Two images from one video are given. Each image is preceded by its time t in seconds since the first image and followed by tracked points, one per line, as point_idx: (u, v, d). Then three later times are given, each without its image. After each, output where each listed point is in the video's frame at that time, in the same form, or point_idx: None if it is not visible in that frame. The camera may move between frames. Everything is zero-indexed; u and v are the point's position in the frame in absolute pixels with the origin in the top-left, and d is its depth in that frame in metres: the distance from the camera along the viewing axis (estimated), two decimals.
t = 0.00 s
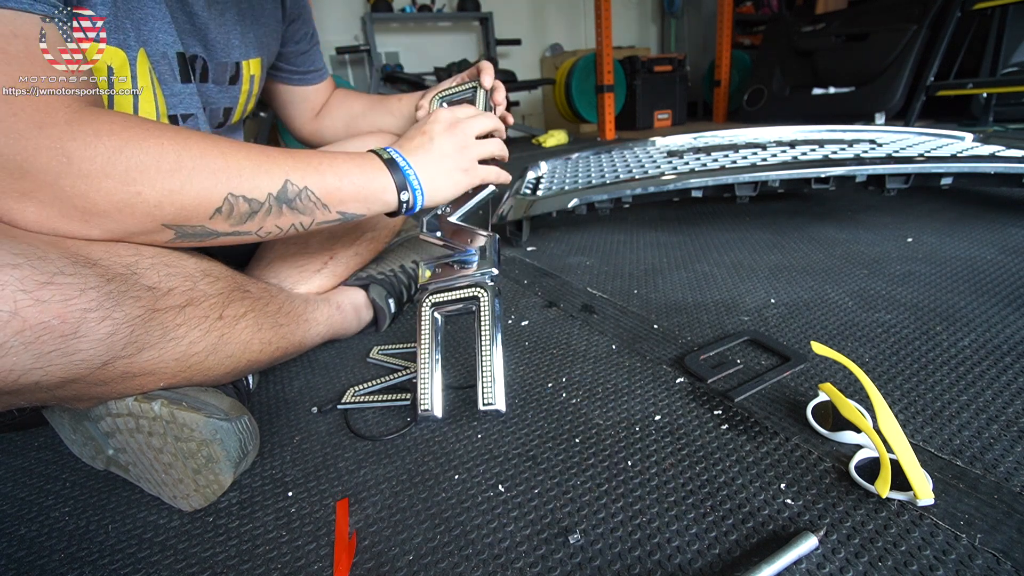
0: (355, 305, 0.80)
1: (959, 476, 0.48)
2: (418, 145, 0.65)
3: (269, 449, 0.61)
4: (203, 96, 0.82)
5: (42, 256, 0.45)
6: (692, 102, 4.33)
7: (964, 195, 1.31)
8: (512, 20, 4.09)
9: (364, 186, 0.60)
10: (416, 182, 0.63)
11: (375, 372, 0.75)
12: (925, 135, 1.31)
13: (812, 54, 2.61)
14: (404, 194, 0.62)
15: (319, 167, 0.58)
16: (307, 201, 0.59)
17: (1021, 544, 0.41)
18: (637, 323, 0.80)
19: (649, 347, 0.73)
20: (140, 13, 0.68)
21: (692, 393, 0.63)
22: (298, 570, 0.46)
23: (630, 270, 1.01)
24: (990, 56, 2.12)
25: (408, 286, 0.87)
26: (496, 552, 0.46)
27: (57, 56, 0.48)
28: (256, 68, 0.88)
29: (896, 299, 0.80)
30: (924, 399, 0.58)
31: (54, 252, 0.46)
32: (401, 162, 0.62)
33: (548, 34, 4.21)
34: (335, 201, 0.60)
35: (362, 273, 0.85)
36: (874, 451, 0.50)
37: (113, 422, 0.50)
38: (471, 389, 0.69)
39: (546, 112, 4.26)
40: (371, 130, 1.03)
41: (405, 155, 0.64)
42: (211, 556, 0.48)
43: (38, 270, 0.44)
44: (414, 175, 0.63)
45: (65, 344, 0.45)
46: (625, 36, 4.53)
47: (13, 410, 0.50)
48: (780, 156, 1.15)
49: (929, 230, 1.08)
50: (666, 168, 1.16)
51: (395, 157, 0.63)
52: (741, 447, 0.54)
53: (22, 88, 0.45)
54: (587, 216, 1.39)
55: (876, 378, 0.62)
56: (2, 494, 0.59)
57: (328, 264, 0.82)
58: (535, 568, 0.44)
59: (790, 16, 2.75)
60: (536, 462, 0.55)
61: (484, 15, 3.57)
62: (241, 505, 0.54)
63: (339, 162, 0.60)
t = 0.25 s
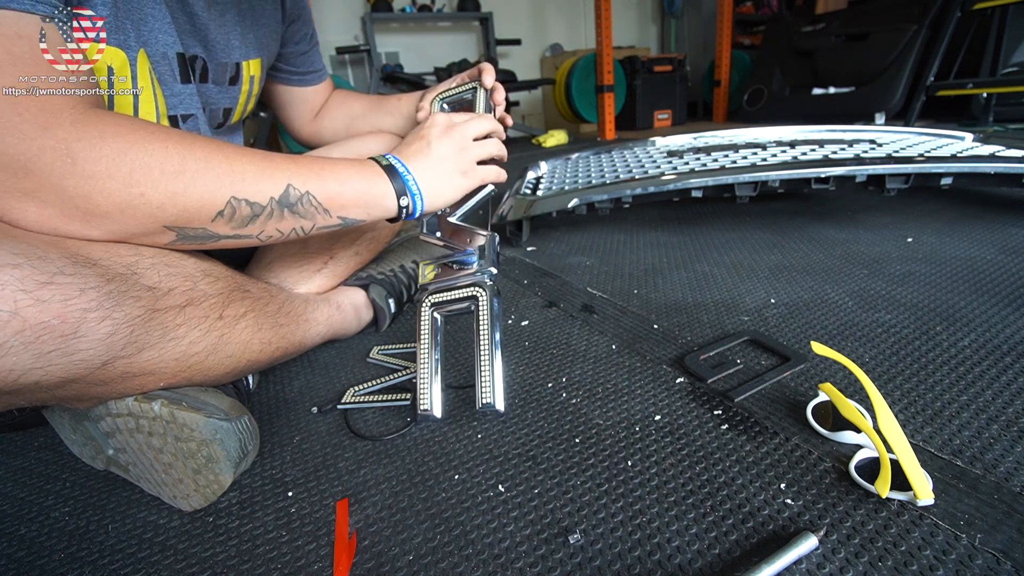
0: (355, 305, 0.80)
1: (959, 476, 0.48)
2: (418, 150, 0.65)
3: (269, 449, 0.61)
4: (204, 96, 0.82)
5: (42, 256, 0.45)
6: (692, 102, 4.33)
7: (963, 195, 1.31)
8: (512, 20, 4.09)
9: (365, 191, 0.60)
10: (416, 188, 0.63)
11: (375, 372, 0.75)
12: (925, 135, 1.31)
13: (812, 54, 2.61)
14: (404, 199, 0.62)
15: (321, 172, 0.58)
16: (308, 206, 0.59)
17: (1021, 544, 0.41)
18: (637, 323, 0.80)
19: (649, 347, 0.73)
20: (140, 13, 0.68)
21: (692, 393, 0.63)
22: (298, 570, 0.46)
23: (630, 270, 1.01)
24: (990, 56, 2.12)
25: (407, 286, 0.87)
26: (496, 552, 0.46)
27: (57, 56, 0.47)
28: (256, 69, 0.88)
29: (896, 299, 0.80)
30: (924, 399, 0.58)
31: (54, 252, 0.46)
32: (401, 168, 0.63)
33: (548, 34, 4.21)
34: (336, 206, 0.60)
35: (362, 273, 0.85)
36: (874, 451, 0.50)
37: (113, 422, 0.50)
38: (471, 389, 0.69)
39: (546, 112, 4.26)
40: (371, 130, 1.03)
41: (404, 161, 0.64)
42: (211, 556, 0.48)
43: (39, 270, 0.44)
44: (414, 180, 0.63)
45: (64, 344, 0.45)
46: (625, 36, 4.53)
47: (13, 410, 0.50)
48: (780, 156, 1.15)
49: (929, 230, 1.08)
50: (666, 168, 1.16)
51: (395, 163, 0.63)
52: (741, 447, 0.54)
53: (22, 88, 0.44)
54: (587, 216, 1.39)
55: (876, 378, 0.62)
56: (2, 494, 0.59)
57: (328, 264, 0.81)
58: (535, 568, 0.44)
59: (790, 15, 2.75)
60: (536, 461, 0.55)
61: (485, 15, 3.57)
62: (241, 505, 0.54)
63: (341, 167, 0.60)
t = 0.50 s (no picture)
0: (355, 305, 0.80)
1: (959, 476, 0.48)
2: (418, 154, 0.65)
3: (269, 449, 0.61)
4: (203, 95, 0.82)
5: (43, 256, 0.45)
6: (692, 102, 4.33)
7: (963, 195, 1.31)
8: (512, 20, 4.09)
9: (366, 194, 0.60)
10: (417, 191, 0.63)
11: (375, 372, 0.75)
12: (925, 135, 1.31)
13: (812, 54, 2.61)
14: (405, 202, 0.62)
15: (324, 175, 0.58)
16: (310, 208, 0.59)
17: (1021, 543, 0.41)
18: (637, 323, 0.80)
19: (649, 347, 0.73)
20: (140, 13, 0.68)
21: (692, 393, 0.63)
22: (298, 570, 0.46)
23: (630, 270, 1.01)
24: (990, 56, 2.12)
25: (407, 287, 0.87)
26: (496, 552, 0.46)
27: (57, 56, 0.47)
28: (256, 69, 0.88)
29: (896, 299, 0.80)
30: (924, 399, 0.58)
31: (54, 252, 0.46)
32: (402, 172, 0.63)
33: (548, 34, 4.21)
34: (338, 208, 0.60)
35: (362, 273, 0.85)
36: (874, 451, 0.50)
37: (113, 422, 0.50)
38: (471, 389, 0.69)
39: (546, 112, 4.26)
40: (372, 130, 1.03)
41: (406, 164, 0.64)
42: (211, 556, 0.48)
43: (39, 270, 0.44)
44: (415, 184, 0.63)
45: (64, 344, 0.45)
46: (625, 36, 4.53)
47: (13, 410, 0.50)
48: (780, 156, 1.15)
49: (929, 230, 1.08)
50: (666, 168, 1.16)
51: (396, 166, 0.63)
52: (741, 446, 0.54)
53: (23, 88, 0.44)
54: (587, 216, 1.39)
55: (876, 378, 0.62)
56: (2, 494, 0.59)
57: (328, 264, 0.82)
58: (535, 568, 0.44)
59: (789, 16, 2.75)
60: (536, 461, 0.55)
61: (485, 15, 3.57)
62: (241, 505, 0.54)
63: (343, 170, 0.60)
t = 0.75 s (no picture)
0: (355, 305, 0.80)
1: (959, 476, 0.48)
2: (421, 160, 0.65)
3: (269, 449, 0.61)
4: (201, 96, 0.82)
5: (43, 256, 0.45)
6: (693, 102, 4.33)
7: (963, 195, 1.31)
8: (512, 20, 4.09)
9: (371, 199, 0.61)
10: (419, 198, 0.63)
11: (375, 372, 0.75)
12: (925, 135, 1.31)
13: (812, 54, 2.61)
14: (406, 208, 0.62)
15: (328, 180, 0.58)
16: (315, 213, 0.59)
17: (1021, 543, 0.41)
18: (637, 323, 0.80)
19: (649, 347, 0.73)
20: (139, 14, 0.69)
21: (692, 393, 0.63)
22: (298, 570, 0.46)
23: (631, 270, 1.01)
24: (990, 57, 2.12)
25: (407, 287, 0.87)
26: (496, 552, 0.45)
27: (57, 56, 0.47)
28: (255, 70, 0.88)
29: (896, 299, 0.80)
30: (924, 399, 0.58)
31: (55, 252, 0.46)
32: (405, 178, 0.62)
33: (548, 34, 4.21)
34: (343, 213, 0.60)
35: (362, 273, 0.85)
36: (874, 451, 0.50)
37: (113, 422, 0.50)
38: (471, 389, 0.69)
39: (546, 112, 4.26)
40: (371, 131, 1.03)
41: (409, 171, 0.64)
42: (211, 556, 0.48)
43: (40, 270, 0.44)
44: (418, 191, 0.63)
45: (64, 344, 0.45)
46: (625, 36, 4.53)
47: (12, 410, 0.50)
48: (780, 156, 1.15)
49: (929, 230, 1.08)
50: (666, 168, 1.16)
51: (398, 173, 0.63)
52: (741, 446, 0.54)
53: (22, 88, 0.44)
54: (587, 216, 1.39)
55: (876, 378, 0.62)
56: (2, 494, 0.59)
57: (328, 265, 0.82)
58: (535, 568, 0.44)
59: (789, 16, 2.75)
60: (536, 461, 0.55)
61: (485, 15, 3.56)
62: (241, 505, 0.54)
63: (347, 175, 0.60)
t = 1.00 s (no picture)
0: (355, 305, 0.80)
1: (959, 476, 0.48)
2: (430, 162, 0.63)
3: (269, 449, 0.61)
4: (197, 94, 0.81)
5: (43, 258, 0.45)
6: (693, 102, 4.33)
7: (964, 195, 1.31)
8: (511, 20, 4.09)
9: (368, 154, 0.48)
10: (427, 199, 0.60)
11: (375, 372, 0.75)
12: (925, 135, 1.31)
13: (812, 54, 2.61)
14: (424, 162, 0.49)
15: (307, 144, 0.47)
16: (295, 194, 0.50)
17: (1021, 544, 0.41)
18: (637, 323, 0.80)
19: (649, 347, 0.73)
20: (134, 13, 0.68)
21: (692, 393, 0.63)
22: (298, 570, 0.46)
23: (631, 270, 1.01)
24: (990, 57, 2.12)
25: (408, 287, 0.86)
26: (496, 552, 0.46)
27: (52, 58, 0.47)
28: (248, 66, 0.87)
29: (896, 299, 0.80)
30: (924, 399, 0.58)
31: (55, 254, 0.46)
32: (426, 95, 0.47)
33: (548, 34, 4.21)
34: (329, 183, 0.50)
35: (362, 273, 0.85)
36: (874, 451, 0.50)
37: (113, 423, 0.50)
38: (471, 389, 0.69)
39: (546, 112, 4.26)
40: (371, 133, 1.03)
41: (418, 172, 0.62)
42: (211, 556, 0.48)
43: (40, 272, 0.44)
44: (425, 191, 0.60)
45: (64, 346, 0.45)
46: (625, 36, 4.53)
47: (12, 411, 0.50)
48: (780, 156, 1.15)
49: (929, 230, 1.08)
50: (666, 168, 1.16)
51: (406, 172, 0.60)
52: (741, 446, 0.54)
53: (23, 88, 0.45)
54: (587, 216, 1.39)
55: (876, 378, 0.62)
56: (2, 494, 0.59)
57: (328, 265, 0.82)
58: (535, 568, 0.44)
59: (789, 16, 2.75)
60: (536, 461, 0.55)
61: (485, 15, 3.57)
62: (241, 505, 0.54)
63: (330, 130, 0.47)
